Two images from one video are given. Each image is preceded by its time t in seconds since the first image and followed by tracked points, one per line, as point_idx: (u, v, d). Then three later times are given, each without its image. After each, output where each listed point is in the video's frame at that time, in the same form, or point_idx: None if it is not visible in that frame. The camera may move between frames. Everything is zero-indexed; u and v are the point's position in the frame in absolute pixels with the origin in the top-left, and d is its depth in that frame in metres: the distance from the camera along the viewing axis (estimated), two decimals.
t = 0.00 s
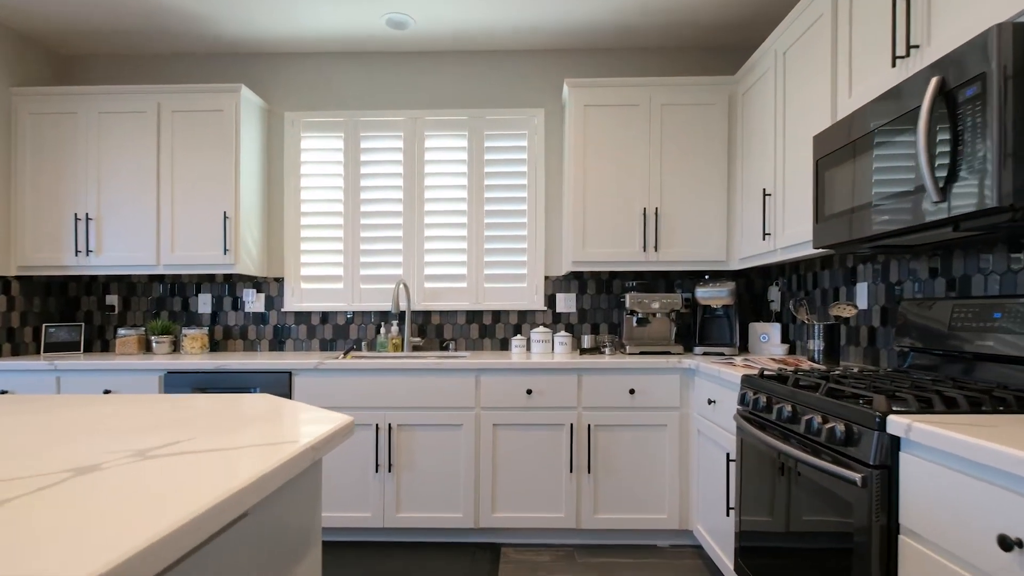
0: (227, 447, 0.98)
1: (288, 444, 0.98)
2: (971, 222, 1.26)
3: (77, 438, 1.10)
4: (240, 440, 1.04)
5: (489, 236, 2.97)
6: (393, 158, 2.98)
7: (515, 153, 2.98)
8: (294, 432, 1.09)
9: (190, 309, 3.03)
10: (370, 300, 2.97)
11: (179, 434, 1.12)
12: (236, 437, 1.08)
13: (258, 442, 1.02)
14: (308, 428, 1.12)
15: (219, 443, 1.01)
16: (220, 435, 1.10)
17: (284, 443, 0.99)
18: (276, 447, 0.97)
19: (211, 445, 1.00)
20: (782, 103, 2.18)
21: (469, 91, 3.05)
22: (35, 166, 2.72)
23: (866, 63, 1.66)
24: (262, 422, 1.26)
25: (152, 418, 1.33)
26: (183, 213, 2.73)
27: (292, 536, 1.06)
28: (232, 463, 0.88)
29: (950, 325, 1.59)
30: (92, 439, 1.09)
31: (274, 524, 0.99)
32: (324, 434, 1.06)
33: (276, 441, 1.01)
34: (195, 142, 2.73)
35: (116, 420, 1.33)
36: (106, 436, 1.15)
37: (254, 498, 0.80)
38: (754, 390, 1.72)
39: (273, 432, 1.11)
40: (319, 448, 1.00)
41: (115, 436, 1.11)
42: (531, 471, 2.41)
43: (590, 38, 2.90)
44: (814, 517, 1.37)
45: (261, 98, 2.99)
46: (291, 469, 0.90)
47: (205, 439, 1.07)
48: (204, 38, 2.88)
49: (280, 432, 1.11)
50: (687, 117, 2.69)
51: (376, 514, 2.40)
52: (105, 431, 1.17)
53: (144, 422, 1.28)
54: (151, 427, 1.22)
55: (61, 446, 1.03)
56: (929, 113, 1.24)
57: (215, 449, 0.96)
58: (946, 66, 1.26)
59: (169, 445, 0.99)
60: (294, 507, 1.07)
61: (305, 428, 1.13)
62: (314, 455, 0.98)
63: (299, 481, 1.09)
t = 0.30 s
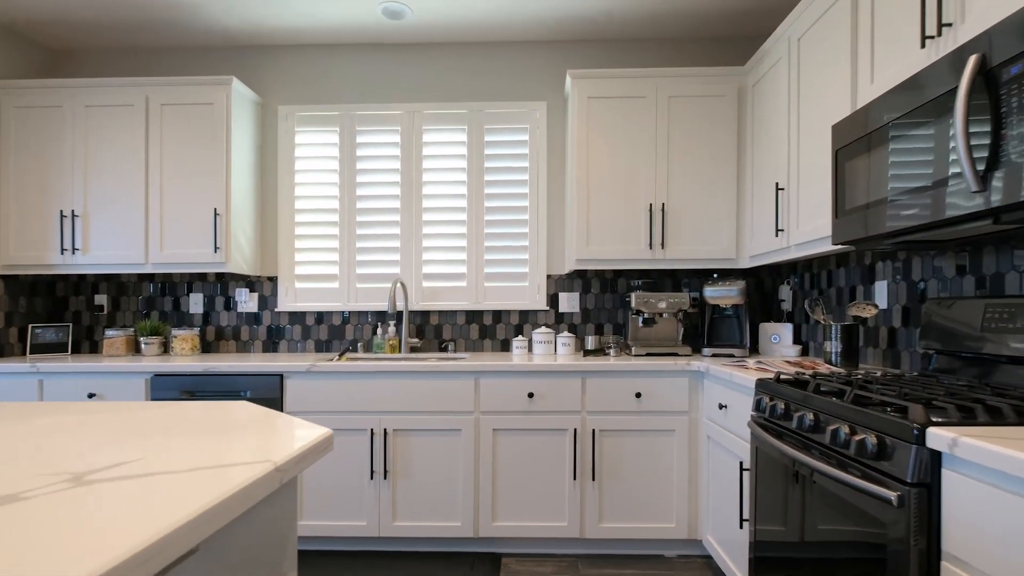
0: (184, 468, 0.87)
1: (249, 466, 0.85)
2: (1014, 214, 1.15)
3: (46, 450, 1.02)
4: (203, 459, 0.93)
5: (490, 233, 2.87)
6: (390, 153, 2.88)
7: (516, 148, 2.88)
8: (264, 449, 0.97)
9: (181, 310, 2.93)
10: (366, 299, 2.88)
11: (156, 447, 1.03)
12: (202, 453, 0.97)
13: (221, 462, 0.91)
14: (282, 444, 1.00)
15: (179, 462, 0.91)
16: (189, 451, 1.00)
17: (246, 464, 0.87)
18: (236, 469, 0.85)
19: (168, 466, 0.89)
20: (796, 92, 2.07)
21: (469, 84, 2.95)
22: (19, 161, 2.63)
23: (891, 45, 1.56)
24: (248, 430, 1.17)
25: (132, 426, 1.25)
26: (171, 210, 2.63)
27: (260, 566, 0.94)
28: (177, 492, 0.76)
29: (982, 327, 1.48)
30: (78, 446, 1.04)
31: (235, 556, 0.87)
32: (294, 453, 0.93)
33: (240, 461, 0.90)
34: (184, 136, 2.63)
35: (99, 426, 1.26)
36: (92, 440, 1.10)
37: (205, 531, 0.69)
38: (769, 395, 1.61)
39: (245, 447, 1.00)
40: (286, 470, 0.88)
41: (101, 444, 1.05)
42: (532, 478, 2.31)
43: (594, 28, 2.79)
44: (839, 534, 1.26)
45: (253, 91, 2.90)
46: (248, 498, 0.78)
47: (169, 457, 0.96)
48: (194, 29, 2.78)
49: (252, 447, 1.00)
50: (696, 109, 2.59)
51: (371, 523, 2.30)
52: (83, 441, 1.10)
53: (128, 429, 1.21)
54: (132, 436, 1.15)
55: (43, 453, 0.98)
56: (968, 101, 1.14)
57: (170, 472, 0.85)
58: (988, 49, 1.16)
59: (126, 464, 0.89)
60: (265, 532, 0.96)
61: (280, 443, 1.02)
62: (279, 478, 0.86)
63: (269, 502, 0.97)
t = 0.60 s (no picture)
0: (150, 488, 0.79)
1: (214, 491, 0.76)
2: None
3: (13, 464, 0.94)
4: (175, 477, 0.85)
5: (491, 230, 2.78)
6: (388, 148, 2.79)
7: (518, 142, 2.78)
8: (242, 466, 0.89)
9: (173, 310, 2.85)
10: (364, 299, 2.79)
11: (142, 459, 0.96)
12: (180, 467, 0.90)
13: (192, 481, 0.83)
14: (262, 460, 0.91)
15: (150, 481, 0.83)
16: (168, 464, 0.92)
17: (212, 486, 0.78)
18: (198, 494, 0.76)
19: (137, 485, 0.81)
20: (814, 80, 1.97)
21: (470, 76, 2.85)
22: (6, 157, 2.55)
23: (919, 27, 1.45)
24: (238, 439, 1.09)
25: (114, 434, 1.18)
26: (163, 207, 2.55)
27: None
28: (127, 520, 0.67)
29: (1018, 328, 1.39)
30: (70, 455, 1.00)
31: None
32: (269, 473, 0.84)
33: (210, 482, 0.81)
34: (175, 131, 2.55)
35: (93, 431, 1.22)
36: (91, 449, 1.06)
37: None
38: (786, 401, 1.51)
39: (225, 463, 0.92)
40: (255, 494, 0.78)
41: (99, 451, 1.02)
42: (536, 485, 2.21)
43: (599, 17, 2.69)
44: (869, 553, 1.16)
45: (248, 85, 2.81)
46: (205, 531, 0.68)
47: (144, 472, 0.89)
48: (186, 21, 2.70)
49: (231, 463, 0.92)
50: (705, 101, 2.48)
51: (368, 531, 2.22)
52: (53, 454, 1.02)
53: (120, 436, 1.15)
54: (110, 446, 1.08)
55: (29, 464, 0.93)
56: (1010, 89, 1.05)
57: (134, 493, 0.77)
58: None
59: (96, 483, 0.83)
60: (237, 561, 0.87)
61: (261, 458, 0.93)
62: (247, 504, 0.77)
63: (242, 526, 0.88)
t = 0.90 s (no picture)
0: (119, 503, 0.71)
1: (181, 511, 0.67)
2: None
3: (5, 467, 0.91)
4: (150, 491, 0.77)
5: (495, 227, 2.69)
6: (389, 143, 2.72)
7: (523, 136, 2.70)
8: (219, 482, 0.80)
9: (168, 309, 2.78)
10: (364, 298, 2.72)
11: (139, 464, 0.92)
12: (176, 475, 0.86)
13: (161, 498, 0.73)
14: (243, 476, 0.82)
15: (112, 500, 0.74)
16: (165, 470, 0.88)
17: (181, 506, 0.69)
18: (161, 517, 0.66)
19: (108, 499, 0.74)
20: (834, 67, 1.87)
21: (472, 68, 2.77)
22: None
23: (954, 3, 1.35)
24: (238, 443, 1.04)
25: (109, 433, 1.13)
26: (156, 203, 2.47)
27: None
28: (78, 538, 0.59)
29: None
30: (65, 457, 0.97)
31: None
32: (245, 493, 0.74)
33: (179, 501, 0.72)
34: (170, 125, 2.47)
35: (87, 432, 1.18)
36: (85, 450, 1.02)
37: None
38: (811, 407, 1.41)
39: (203, 478, 0.83)
40: (227, 517, 0.68)
41: (97, 452, 0.99)
42: (541, 492, 2.12)
43: (606, 6, 2.60)
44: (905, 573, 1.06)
45: (244, 78, 2.73)
46: (165, 562, 0.58)
47: (140, 479, 0.85)
48: (180, 12, 2.62)
49: (210, 478, 0.83)
50: (717, 91, 2.39)
51: (366, 540, 2.13)
52: (43, 456, 0.98)
53: (115, 435, 1.11)
54: (106, 448, 1.04)
55: (21, 467, 0.91)
56: None
57: (102, 508, 0.70)
58: None
59: (90, 488, 0.79)
60: None
61: (242, 474, 0.83)
62: (217, 530, 0.67)
63: (215, 551, 0.78)
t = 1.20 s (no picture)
0: (71, 521, 0.63)
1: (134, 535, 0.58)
2: None
3: None
4: (111, 505, 0.69)
5: (500, 224, 2.60)
6: (390, 137, 2.64)
7: (528, 129, 2.61)
8: (188, 497, 0.71)
9: (164, 309, 2.70)
10: (364, 296, 2.64)
11: (133, 466, 0.88)
12: (171, 476, 0.81)
13: (114, 520, 0.64)
14: (215, 490, 0.73)
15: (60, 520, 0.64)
16: (161, 472, 0.85)
17: (136, 528, 0.60)
18: (107, 546, 0.56)
19: (66, 514, 0.66)
20: (858, 51, 1.77)
21: (476, 59, 2.68)
22: None
23: None
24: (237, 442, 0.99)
25: (99, 432, 1.08)
26: (151, 199, 2.40)
27: None
28: (9, 568, 0.51)
29: None
30: (59, 459, 0.93)
31: None
32: (212, 514, 0.64)
33: (137, 522, 0.63)
34: (165, 118, 2.40)
35: (76, 433, 1.12)
36: (82, 450, 0.99)
37: None
38: (839, 412, 1.31)
39: (173, 490, 0.74)
40: (185, 547, 0.59)
41: (94, 453, 0.96)
42: (548, 500, 2.03)
43: None
44: None
45: (242, 70, 2.66)
46: None
47: (136, 482, 0.81)
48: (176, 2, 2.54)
49: (180, 491, 0.74)
50: (732, 82, 2.29)
51: (365, 549, 2.04)
52: (34, 459, 0.93)
53: (108, 436, 1.06)
54: (103, 449, 0.99)
55: (17, 469, 0.87)
56: None
57: (54, 525, 0.62)
58: None
59: (83, 491, 0.76)
60: None
61: (212, 490, 0.74)
62: (173, 563, 0.57)
63: None
